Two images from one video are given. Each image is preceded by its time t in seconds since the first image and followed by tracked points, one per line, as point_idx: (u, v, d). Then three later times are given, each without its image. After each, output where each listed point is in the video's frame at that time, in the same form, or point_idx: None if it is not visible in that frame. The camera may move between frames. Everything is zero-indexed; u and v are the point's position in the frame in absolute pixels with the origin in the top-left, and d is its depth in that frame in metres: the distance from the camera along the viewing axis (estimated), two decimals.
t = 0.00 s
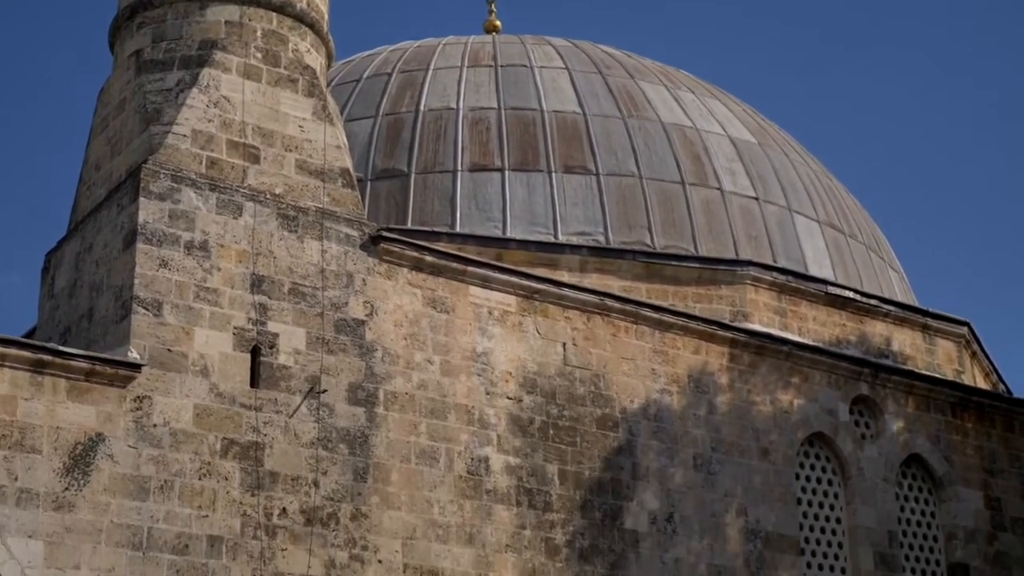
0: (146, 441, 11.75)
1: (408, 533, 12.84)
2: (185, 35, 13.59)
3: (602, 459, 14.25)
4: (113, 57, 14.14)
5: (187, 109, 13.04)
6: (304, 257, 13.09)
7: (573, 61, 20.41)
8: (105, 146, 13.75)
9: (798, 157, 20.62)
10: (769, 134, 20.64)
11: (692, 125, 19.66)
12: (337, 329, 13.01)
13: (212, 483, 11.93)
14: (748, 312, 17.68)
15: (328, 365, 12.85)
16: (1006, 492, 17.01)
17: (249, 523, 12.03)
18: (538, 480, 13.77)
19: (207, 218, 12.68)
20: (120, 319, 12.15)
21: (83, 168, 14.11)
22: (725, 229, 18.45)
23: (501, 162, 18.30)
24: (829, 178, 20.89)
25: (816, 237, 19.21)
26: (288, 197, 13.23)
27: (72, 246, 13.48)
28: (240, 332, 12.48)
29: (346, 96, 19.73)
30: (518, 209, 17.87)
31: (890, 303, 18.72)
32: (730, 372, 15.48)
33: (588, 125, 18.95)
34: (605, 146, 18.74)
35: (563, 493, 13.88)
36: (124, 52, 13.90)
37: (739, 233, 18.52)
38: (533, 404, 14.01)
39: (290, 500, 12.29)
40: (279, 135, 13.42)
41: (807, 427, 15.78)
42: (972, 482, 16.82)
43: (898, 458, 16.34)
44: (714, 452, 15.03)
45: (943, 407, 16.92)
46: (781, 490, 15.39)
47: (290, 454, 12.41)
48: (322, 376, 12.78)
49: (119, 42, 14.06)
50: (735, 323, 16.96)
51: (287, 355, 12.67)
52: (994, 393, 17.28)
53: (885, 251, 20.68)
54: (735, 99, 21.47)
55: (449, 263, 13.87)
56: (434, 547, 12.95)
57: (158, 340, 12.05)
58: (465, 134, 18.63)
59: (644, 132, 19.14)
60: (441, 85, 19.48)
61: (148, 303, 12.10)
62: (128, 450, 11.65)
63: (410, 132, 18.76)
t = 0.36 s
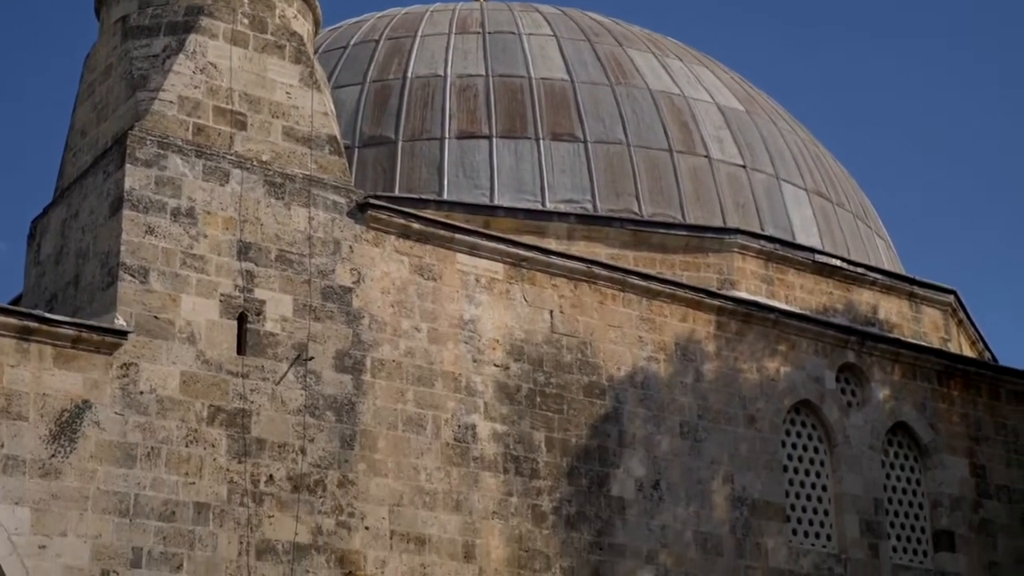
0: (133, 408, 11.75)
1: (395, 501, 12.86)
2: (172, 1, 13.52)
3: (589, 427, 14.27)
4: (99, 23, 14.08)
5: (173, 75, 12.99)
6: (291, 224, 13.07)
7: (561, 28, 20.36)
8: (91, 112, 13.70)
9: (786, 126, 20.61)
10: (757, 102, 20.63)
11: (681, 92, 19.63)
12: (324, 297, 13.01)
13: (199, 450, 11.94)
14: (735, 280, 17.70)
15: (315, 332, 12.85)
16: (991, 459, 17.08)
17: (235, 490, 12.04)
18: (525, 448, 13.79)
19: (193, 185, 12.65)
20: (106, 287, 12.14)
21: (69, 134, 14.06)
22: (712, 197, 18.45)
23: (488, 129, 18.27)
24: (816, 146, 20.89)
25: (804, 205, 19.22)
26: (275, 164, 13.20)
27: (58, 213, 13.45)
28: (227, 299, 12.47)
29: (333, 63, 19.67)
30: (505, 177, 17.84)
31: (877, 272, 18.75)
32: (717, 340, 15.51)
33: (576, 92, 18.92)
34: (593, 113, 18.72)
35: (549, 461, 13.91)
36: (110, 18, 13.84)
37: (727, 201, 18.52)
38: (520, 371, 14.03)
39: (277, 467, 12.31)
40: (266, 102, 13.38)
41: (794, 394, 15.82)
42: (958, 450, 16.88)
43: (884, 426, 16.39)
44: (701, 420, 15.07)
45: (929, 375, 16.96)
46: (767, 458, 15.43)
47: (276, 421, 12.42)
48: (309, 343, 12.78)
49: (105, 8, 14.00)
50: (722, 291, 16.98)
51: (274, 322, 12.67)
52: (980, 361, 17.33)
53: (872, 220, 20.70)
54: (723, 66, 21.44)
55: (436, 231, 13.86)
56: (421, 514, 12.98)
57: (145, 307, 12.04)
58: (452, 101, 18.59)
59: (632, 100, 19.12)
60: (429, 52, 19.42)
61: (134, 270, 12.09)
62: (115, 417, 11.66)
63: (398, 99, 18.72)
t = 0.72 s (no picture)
0: (114, 375, 11.74)
1: (377, 468, 12.88)
2: None
3: (571, 394, 14.30)
4: None
5: (154, 41, 12.92)
6: (273, 192, 13.04)
7: None
8: (71, 78, 13.63)
9: (769, 94, 20.60)
10: (740, 71, 20.61)
11: (663, 61, 19.61)
12: (306, 264, 12.99)
13: (180, 417, 11.94)
14: (717, 249, 17.72)
15: (296, 300, 12.84)
16: (970, 428, 17.16)
17: (217, 457, 12.05)
18: (506, 415, 13.82)
19: (174, 151, 12.61)
20: (86, 253, 12.11)
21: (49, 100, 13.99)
22: (694, 166, 18.45)
23: (471, 97, 18.23)
24: (799, 115, 20.89)
25: (786, 174, 19.23)
26: (256, 130, 13.16)
27: (38, 179, 13.39)
28: (208, 266, 12.45)
29: (315, 30, 19.61)
30: (488, 145, 17.81)
31: (858, 241, 18.78)
32: (698, 309, 15.53)
33: (558, 60, 18.88)
34: (575, 81, 18.68)
35: (531, 428, 13.93)
36: None
37: (709, 170, 18.52)
38: (502, 339, 14.04)
39: (258, 435, 12.31)
40: (247, 69, 13.32)
41: (775, 363, 15.86)
42: (937, 418, 16.95)
43: (865, 395, 16.45)
44: (682, 388, 15.11)
45: (909, 344, 17.02)
46: (747, 426, 15.48)
47: (258, 388, 12.42)
48: (290, 310, 12.77)
49: None
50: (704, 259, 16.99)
51: (255, 289, 12.65)
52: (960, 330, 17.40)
53: (854, 189, 20.73)
54: (706, 35, 21.40)
55: (417, 199, 13.84)
56: (402, 482, 12.99)
57: (126, 274, 12.02)
58: (435, 68, 18.54)
59: (614, 68, 19.09)
60: (411, 19, 19.36)
61: (115, 237, 12.06)
62: (96, 384, 11.64)
63: (380, 65, 18.67)
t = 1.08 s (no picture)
0: (90, 343, 11.71)
1: (353, 436, 12.89)
2: None
3: (548, 364, 14.32)
4: None
5: (130, 7, 12.83)
6: (249, 160, 13.00)
7: None
8: (47, 44, 13.54)
9: (748, 65, 20.61)
10: (719, 42, 20.61)
11: (642, 30, 19.58)
12: (282, 233, 12.96)
13: (156, 385, 11.93)
14: (695, 219, 17.73)
15: (273, 268, 12.82)
16: (945, 399, 17.24)
17: (193, 425, 12.04)
18: (483, 384, 13.84)
19: (151, 119, 12.55)
20: (62, 221, 12.07)
21: (25, 66, 13.91)
22: (672, 136, 18.44)
23: (449, 66, 18.18)
24: (777, 86, 20.90)
25: (764, 144, 19.24)
26: (233, 98, 13.10)
27: (14, 145, 13.32)
28: (184, 234, 12.41)
29: None
30: (466, 114, 17.77)
31: (835, 212, 18.82)
32: (675, 279, 15.55)
33: (537, 29, 18.85)
34: (554, 50, 18.66)
35: (507, 397, 13.96)
36: None
37: (687, 140, 18.52)
38: (479, 308, 14.04)
39: (235, 403, 12.30)
40: (224, 36, 13.25)
41: (751, 333, 15.90)
42: (913, 389, 17.02)
43: (841, 365, 16.50)
44: (659, 357, 15.14)
45: (885, 315, 17.08)
46: (724, 395, 15.53)
47: (234, 356, 12.40)
48: (267, 279, 12.75)
49: None
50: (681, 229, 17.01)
51: (232, 257, 12.62)
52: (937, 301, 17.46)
53: (831, 160, 20.76)
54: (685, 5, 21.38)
55: (394, 167, 13.81)
56: (379, 450, 13.01)
57: (101, 242, 11.98)
58: (413, 37, 18.48)
59: (593, 38, 19.06)
60: None
61: (91, 204, 12.02)
62: (71, 351, 11.62)
63: (358, 34, 18.65)
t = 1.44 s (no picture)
0: (62, 311, 11.66)
1: (326, 405, 12.87)
2: None
3: (522, 333, 14.32)
4: None
5: None
6: (223, 127, 12.93)
7: None
8: (19, 9, 13.44)
9: (723, 36, 20.59)
10: (694, 12, 20.59)
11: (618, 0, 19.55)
12: (256, 201, 12.91)
13: (128, 353, 11.89)
14: (669, 189, 17.73)
15: (246, 236, 12.77)
16: (917, 370, 17.32)
17: (166, 393, 12.01)
18: (457, 353, 13.83)
19: (123, 86, 12.48)
20: (34, 188, 12.00)
21: None
22: (647, 105, 18.42)
23: (423, 34, 18.11)
24: (752, 57, 20.90)
25: (738, 114, 19.24)
26: (206, 65, 13.03)
27: None
28: (157, 202, 12.36)
29: None
30: (440, 82, 17.72)
31: (809, 182, 18.85)
32: (649, 249, 15.56)
33: None
34: (529, 20, 18.60)
35: (481, 367, 13.96)
36: None
37: (662, 110, 18.50)
38: (453, 277, 14.02)
39: (207, 371, 12.27)
40: (197, 3, 13.17)
41: (724, 303, 15.93)
42: (885, 359, 17.09)
43: (813, 335, 16.55)
44: (632, 327, 15.15)
45: (858, 286, 17.13)
46: (697, 365, 15.56)
47: (207, 324, 12.37)
48: (240, 247, 12.70)
49: None
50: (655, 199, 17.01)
51: (205, 225, 12.57)
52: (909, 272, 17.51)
53: (806, 131, 20.78)
54: None
55: (368, 136, 13.76)
56: (352, 419, 13.00)
57: (73, 209, 11.92)
58: (388, 5, 18.41)
59: (568, 7, 19.01)
60: None
61: (63, 171, 11.95)
62: (43, 319, 11.56)
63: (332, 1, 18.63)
